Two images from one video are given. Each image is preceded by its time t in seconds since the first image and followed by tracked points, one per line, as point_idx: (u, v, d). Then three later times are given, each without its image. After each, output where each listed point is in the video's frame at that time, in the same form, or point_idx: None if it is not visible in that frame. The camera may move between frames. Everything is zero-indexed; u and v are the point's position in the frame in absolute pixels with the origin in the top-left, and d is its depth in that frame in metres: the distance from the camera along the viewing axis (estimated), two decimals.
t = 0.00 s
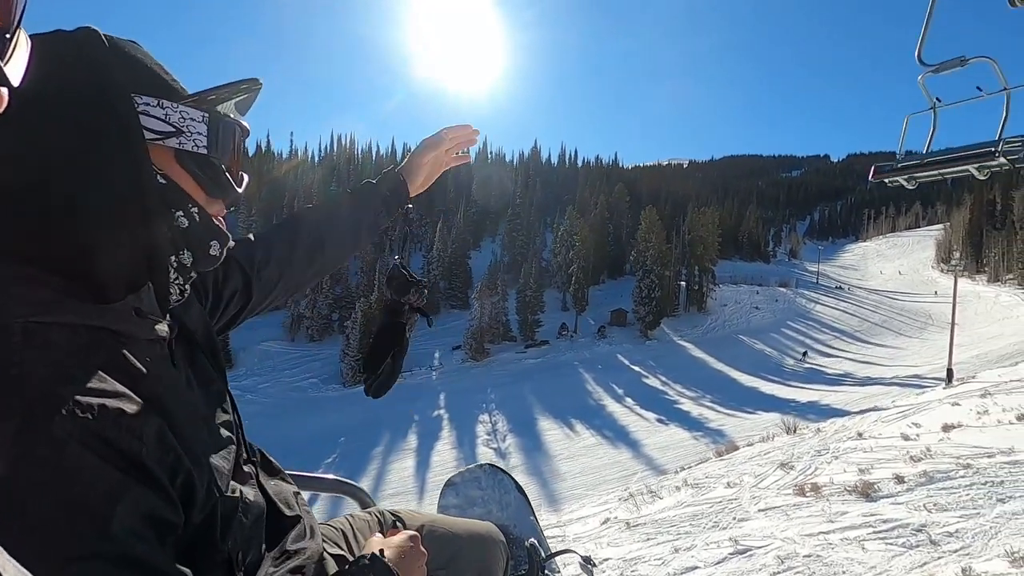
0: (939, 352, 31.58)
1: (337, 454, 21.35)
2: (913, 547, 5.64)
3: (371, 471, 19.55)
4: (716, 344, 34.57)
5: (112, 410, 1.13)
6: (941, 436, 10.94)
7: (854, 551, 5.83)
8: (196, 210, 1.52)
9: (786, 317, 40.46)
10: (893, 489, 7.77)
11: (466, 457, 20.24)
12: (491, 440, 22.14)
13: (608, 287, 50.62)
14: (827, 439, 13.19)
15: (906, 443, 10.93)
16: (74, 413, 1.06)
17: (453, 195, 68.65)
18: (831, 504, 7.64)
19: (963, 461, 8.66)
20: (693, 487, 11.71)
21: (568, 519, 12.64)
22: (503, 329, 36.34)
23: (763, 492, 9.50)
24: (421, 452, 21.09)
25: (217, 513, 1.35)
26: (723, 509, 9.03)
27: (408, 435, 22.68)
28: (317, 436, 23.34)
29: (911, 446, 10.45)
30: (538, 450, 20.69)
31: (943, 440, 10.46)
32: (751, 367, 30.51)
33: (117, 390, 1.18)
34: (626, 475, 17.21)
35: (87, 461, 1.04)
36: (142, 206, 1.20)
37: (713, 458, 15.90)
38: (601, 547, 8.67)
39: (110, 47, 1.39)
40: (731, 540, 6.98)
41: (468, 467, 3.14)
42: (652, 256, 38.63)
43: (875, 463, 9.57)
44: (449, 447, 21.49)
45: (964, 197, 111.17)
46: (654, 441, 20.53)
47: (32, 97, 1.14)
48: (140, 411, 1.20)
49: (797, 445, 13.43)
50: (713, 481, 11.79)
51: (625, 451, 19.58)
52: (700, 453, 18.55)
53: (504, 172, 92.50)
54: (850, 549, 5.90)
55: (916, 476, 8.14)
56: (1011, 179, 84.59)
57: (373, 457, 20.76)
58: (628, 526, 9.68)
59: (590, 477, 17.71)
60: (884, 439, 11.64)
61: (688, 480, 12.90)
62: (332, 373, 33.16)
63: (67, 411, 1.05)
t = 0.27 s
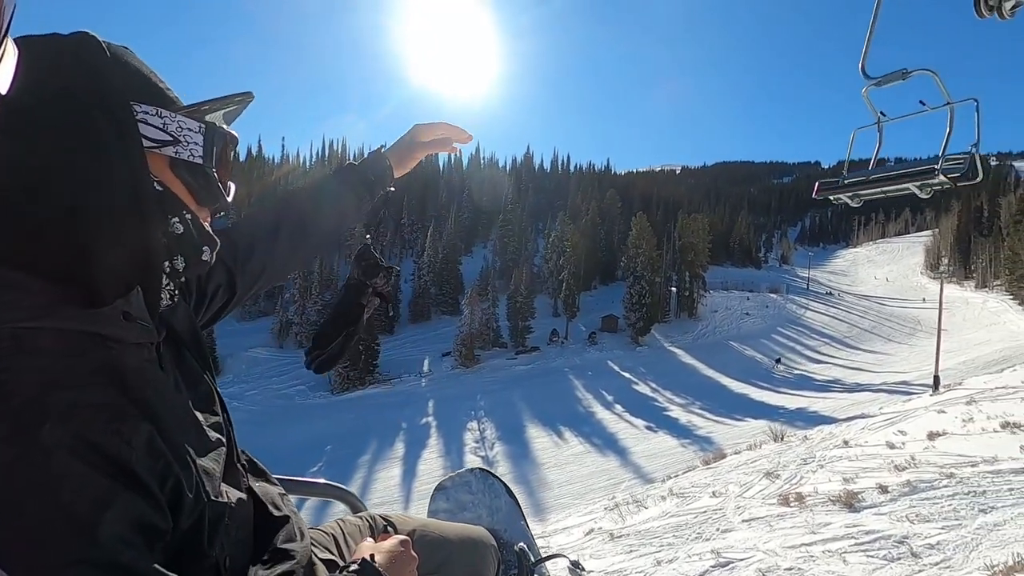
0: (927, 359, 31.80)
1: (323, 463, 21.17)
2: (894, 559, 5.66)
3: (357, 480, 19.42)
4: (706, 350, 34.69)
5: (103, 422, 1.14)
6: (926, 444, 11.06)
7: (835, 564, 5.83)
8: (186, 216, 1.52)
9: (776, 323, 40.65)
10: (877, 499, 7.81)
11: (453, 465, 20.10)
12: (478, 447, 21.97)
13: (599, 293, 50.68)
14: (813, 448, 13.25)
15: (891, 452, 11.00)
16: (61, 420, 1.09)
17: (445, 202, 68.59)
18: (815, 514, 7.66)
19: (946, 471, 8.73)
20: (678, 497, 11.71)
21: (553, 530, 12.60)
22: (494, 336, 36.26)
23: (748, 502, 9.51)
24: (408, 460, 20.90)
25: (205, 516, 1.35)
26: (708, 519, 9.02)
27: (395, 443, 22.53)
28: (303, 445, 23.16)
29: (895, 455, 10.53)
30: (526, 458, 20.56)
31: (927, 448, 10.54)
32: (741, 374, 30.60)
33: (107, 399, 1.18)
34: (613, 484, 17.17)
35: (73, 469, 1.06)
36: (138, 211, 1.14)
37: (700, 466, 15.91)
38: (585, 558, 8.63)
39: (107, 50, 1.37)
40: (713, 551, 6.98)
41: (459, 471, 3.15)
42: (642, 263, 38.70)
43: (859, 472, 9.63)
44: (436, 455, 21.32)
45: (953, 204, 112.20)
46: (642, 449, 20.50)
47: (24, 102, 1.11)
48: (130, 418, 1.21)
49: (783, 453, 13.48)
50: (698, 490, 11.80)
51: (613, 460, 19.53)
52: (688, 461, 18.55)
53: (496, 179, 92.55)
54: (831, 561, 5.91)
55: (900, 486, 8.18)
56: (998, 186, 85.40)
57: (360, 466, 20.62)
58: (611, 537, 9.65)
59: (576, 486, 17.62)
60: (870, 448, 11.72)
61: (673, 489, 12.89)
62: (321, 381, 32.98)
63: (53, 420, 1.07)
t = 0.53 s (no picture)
0: (917, 361, 31.94)
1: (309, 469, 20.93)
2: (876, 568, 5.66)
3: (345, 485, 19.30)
4: (697, 353, 34.85)
5: (95, 422, 1.13)
6: (913, 448, 11.17)
7: (817, 572, 5.82)
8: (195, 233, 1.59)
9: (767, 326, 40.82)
10: (861, 505, 7.81)
11: (442, 470, 19.91)
12: (467, 453, 21.73)
13: (591, 296, 50.70)
14: (800, 452, 13.29)
15: (877, 456, 11.06)
16: (50, 423, 1.06)
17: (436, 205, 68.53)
18: (799, 522, 7.65)
19: (931, 476, 8.76)
20: (665, 503, 11.70)
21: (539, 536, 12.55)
22: (485, 339, 36.21)
23: (733, 509, 9.50)
24: (395, 465, 20.64)
25: (195, 521, 1.33)
26: (693, 527, 9.01)
27: (384, 448, 22.39)
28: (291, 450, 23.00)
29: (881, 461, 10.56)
30: (515, 463, 20.36)
31: (913, 453, 10.59)
32: (732, 377, 30.70)
33: (99, 402, 1.17)
34: (601, 489, 17.11)
35: (59, 471, 1.04)
36: (144, 211, 1.22)
37: (689, 471, 15.90)
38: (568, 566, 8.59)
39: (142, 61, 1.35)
40: (695, 560, 6.96)
41: (453, 473, 3.13)
42: (634, 266, 38.76)
43: (845, 478, 9.65)
44: (424, 461, 21.10)
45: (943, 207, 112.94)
46: (631, 453, 20.42)
47: (11, 103, 1.12)
48: (121, 420, 1.19)
49: (771, 458, 13.50)
50: (685, 496, 11.79)
51: (602, 463, 19.46)
52: (677, 465, 18.55)
53: (489, 181, 92.60)
54: (813, 570, 5.89)
55: (885, 492, 8.18)
56: (988, 189, 85.99)
57: (347, 471, 20.49)
58: (596, 544, 9.62)
59: (564, 491, 17.48)
60: (857, 452, 11.78)
61: (660, 495, 12.87)
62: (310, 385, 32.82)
63: (42, 424, 1.05)
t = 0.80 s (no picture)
0: (912, 365, 31.96)
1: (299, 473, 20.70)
2: None
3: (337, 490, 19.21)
4: (693, 356, 34.92)
5: (93, 431, 1.13)
6: (905, 454, 11.16)
7: None
8: (190, 263, 1.65)
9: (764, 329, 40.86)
10: (851, 513, 7.78)
11: (433, 476, 19.68)
12: (460, 458, 21.57)
13: (588, 299, 50.64)
14: (793, 458, 13.29)
15: (870, 462, 11.05)
16: (52, 433, 1.06)
17: (432, 207, 68.46)
18: (788, 530, 7.63)
19: (922, 483, 8.75)
20: (655, 510, 11.66)
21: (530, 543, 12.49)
22: (479, 343, 36.12)
23: (723, 517, 9.48)
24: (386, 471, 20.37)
25: (192, 531, 1.33)
26: (682, 535, 8.97)
27: (376, 453, 22.27)
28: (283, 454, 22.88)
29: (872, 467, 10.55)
30: (507, 468, 20.14)
31: (905, 459, 10.59)
32: (728, 381, 30.72)
33: (99, 414, 1.18)
34: (594, 494, 17.03)
35: (57, 478, 1.02)
36: (168, 225, 1.31)
37: (681, 477, 15.85)
38: None
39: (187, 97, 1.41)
40: (683, 571, 6.92)
41: (452, 478, 3.13)
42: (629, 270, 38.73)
43: (836, 485, 9.64)
44: (416, 466, 20.85)
45: (940, 209, 113.11)
46: (625, 459, 20.32)
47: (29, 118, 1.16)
48: (120, 429, 1.20)
49: (763, 464, 13.49)
50: (676, 503, 11.76)
51: (595, 469, 19.37)
52: (670, 470, 18.51)
53: (487, 184, 92.54)
54: None
55: (876, 500, 8.15)
56: (985, 191, 86.06)
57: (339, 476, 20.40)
58: (584, 553, 9.58)
59: (557, 497, 17.33)
60: (849, 458, 11.78)
61: (651, 501, 12.84)
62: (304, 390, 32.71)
63: (47, 433, 1.05)
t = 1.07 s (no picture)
0: (917, 368, 31.72)
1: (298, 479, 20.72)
2: None
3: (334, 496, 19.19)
4: (696, 359, 34.83)
5: (112, 435, 1.15)
6: (906, 461, 11.08)
7: None
8: (204, 272, 1.70)
9: (768, 332, 40.76)
10: (848, 523, 7.70)
11: (431, 482, 19.66)
12: (460, 462, 21.63)
13: (590, 302, 50.55)
14: (792, 465, 13.22)
15: (871, 470, 10.97)
16: (74, 436, 1.08)
17: (436, 211, 68.55)
18: (784, 540, 7.58)
19: (922, 492, 8.66)
20: (652, 518, 11.62)
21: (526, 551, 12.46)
22: (480, 347, 36.08)
23: (720, 525, 9.43)
24: (385, 476, 20.38)
25: (204, 536, 1.33)
26: (677, 544, 8.93)
27: (374, 458, 22.24)
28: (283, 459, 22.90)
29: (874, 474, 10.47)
30: (506, 474, 20.14)
31: (907, 467, 10.50)
32: (730, 385, 30.60)
33: (118, 418, 1.20)
34: (592, 501, 16.95)
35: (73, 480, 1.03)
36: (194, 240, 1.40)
37: (680, 483, 15.78)
38: None
39: (211, 120, 1.48)
40: None
41: (459, 481, 3.13)
42: (631, 273, 38.63)
43: (836, 493, 9.57)
44: (415, 471, 20.85)
45: (948, 211, 112.37)
46: (624, 464, 20.26)
47: (66, 126, 1.22)
48: (136, 431, 1.22)
49: (763, 471, 13.43)
50: (673, 511, 11.71)
51: (594, 475, 19.26)
52: (670, 475, 18.42)
53: (490, 187, 92.68)
54: None
55: (874, 509, 8.07)
56: (992, 193, 85.48)
57: (338, 480, 20.38)
58: (579, 562, 9.57)
59: (556, 503, 17.29)
60: (850, 465, 11.71)
61: (649, 509, 12.78)
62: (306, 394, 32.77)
63: (67, 435, 1.07)
